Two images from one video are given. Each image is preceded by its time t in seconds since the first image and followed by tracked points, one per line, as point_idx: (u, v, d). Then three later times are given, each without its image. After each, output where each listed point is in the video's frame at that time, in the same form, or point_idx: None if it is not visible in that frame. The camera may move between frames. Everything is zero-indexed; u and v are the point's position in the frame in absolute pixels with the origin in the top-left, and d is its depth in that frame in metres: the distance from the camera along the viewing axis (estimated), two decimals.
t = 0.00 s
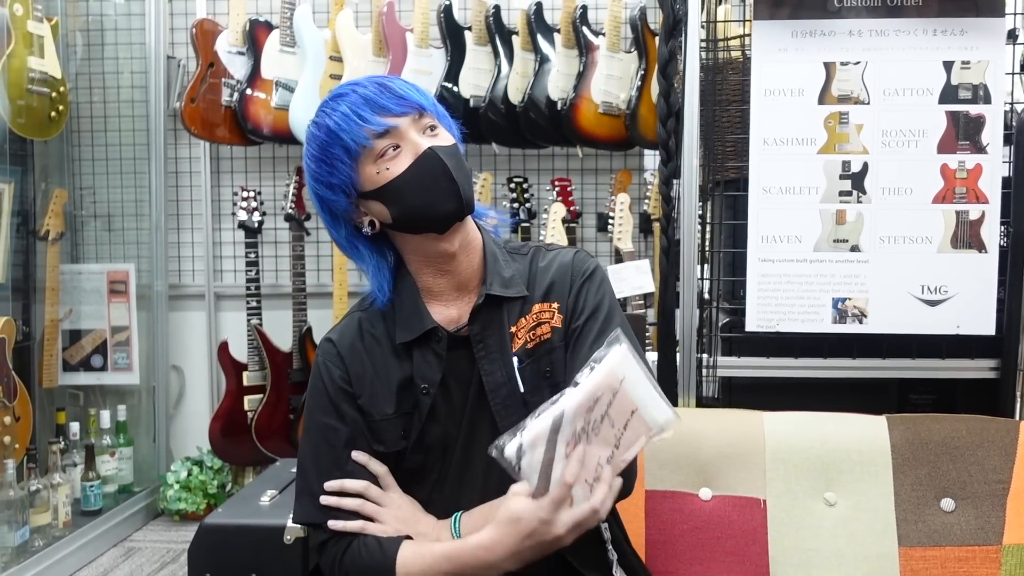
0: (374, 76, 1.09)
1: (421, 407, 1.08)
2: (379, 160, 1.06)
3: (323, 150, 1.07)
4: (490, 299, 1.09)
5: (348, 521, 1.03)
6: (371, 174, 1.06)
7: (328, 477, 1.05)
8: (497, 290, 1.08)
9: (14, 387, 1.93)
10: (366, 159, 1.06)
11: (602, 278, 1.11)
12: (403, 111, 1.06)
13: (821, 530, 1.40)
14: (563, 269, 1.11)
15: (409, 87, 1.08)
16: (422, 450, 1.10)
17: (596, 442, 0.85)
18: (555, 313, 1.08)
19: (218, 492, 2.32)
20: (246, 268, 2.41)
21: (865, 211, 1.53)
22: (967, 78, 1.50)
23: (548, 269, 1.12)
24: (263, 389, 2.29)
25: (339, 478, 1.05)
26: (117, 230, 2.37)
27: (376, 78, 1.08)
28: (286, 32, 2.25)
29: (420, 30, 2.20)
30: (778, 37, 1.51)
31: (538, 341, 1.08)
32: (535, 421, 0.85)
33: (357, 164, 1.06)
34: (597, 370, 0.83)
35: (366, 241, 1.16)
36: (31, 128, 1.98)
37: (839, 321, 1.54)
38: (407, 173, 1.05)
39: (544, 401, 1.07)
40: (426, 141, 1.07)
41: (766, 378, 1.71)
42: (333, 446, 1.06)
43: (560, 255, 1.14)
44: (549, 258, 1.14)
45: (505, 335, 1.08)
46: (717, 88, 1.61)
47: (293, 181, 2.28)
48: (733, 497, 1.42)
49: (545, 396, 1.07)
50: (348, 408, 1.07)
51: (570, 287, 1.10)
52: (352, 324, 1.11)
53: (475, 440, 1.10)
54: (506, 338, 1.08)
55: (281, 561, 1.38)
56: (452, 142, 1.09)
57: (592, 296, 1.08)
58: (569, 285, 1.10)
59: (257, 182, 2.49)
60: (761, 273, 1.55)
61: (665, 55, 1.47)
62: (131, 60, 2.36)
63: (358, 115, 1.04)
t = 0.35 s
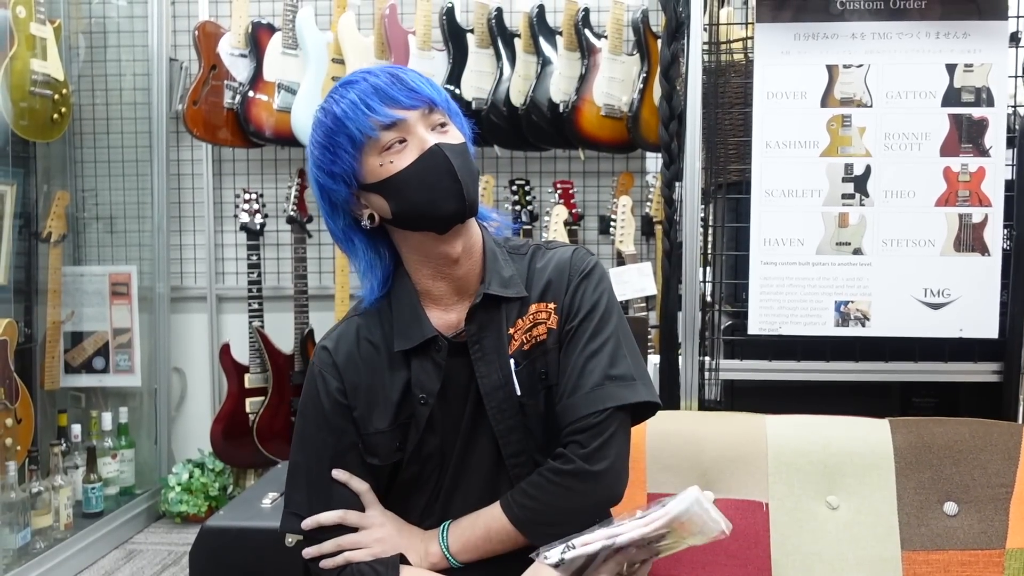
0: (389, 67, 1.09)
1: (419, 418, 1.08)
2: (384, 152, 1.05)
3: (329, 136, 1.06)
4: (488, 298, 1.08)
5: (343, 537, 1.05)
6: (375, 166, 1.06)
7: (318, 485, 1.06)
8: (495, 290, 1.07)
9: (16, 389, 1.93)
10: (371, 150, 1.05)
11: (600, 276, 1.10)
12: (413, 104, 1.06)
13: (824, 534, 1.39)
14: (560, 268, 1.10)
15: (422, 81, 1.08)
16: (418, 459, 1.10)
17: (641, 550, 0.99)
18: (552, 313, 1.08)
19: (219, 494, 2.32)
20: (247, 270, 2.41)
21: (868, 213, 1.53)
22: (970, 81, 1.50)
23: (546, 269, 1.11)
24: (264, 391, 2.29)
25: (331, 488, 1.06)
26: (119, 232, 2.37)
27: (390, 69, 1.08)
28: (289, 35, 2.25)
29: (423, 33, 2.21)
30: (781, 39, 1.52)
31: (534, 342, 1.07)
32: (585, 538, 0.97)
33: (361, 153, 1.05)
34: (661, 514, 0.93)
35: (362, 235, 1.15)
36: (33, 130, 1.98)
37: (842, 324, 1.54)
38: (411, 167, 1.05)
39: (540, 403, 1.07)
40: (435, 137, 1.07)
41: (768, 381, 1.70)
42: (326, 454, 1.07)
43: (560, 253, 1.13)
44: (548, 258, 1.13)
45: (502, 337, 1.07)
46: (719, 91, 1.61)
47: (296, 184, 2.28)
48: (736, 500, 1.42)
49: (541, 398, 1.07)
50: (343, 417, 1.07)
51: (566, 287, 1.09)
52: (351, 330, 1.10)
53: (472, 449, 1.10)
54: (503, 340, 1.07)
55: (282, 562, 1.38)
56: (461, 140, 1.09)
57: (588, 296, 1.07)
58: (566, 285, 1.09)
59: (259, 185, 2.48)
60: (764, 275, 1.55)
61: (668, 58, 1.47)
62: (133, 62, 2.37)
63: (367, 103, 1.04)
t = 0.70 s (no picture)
0: (401, 62, 1.08)
1: (429, 427, 1.07)
2: (394, 152, 1.05)
3: (338, 132, 1.06)
4: (504, 309, 1.08)
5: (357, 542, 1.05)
6: (385, 165, 1.06)
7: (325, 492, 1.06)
8: (512, 301, 1.07)
9: (17, 390, 1.93)
10: (381, 149, 1.05)
11: (625, 294, 1.12)
12: (425, 102, 1.05)
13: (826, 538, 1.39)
14: (589, 283, 1.11)
15: (435, 77, 1.08)
16: (426, 468, 1.10)
17: (662, 562, 0.98)
18: (579, 330, 1.09)
19: (221, 496, 2.32)
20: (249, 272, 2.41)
21: (870, 217, 1.52)
22: (972, 85, 1.50)
23: (572, 283, 1.11)
24: (266, 393, 2.29)
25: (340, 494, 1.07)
26: (121, 233, 2.38)
27: (402, 64, 1.07)
28: (291, 37, 2.25)
29: (425, 35, 2.21)
30: (783, 43, 1.52)
31: (557, 357, 1.08)
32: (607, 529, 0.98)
33: (371, 152, 1.06)
34: (687, 507, 0.98)
35: (369, 233, 1.15)
36: (35, 131, 1.99)
37: (844, 327, 1.54)
38: (422, 168, 1.05)
39: (555, 418, 1.09)
40: (447, 136, 1.07)
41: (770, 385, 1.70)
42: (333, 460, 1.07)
43: (582, 264, 1.13)
44: (572, 268, 1.13)
45: (522, 349, 1.07)
46: (722, 94, 1.60)
47: (297, 186, 2.28)
48: (738, 504, 1.42)
49: (557, 412, 1.09)
50: (351, 424, 1.07)
51: (597, 304, 1.10)
52: (358, 334, 1.09)
53: (482, 459, 1.11)
54: (523, 353, 1.08)
55: (284, 565, 1.38)
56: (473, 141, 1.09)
57: (619, 317, 1.10)
58: (595, 304, 1.10)
59: (261, 187, 2.49)
60: (766, 279, 1.54)
61: (671, 61, 1.49)
62: (136, 64, 2.37)
63: (379, 100, 1.03)
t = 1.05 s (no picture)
0: (447, 51, 1.11)
1: (444, 432, 1.08)
2: (433, 140, 1.07)
3: (379, 117, 1.08)
4: (528, 316, 1.10)
5: (364, 545, 1.06)
6: (423, 152, 1.08)
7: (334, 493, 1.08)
8: (535, 309, 1.09)
9: (19, 389, 1.94)
10: (420, 136, 1.07)
11: (649, 310, 1.15)
12: (467, 91, 1.07)
13: (828, 540, 1.39)
14: (614, 296, 1.14)
15: (480, 68, 1.10)
16: (436, 473, 1.11)
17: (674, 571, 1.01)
18: (602, 344, 1.11)
19: (222, 496, 2.32)
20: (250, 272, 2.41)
21: (873, 220, 1.52)
22: (976, 87, 1.50)
23: (599, 293, 1.14)
24: (267, 394, 2.29)
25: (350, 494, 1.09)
26: (123, 233, 2.38)
27: (448, 54, 1.10)
28: (294, 37, 2.25)
29: (427, 36, 2.22)
30: (787, 44, 1.51)
31: (578, 370, 1.11)
32: (623, 539, 1.01)
33: (409, 138, 1.08)
34: (701, 516, 1.03)
35: (397, 223, 1.17)
36: (38, 130, 1.99)
37: (846, 329, 1.54)
38: (460, 157, 1.06)
39: (571, 429, 1.12)
40: (488, 128, 1.09)
41: (771, 387, 1.70)
42: (344, 460, 1.08)
43: (607, 276, 1.16)
44: (597, 277, 1.16)
45: (543, 359, 1.10)
46: (725, 96, 1.60)
47: (300, 185, 2.28)
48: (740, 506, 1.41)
49: (574, 425, 1.12)
50: (364, 423, 1.08)
51: (621, 317, 1.13)
52: (375, 333, 1.09)
53: (496, 465, 1.13)
54: (543, 364, 1.10)
55: (284, 565, 1.38)
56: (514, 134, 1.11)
57: (643, 332, 1.13)
58: (619, 319, 1.13)
59: (263, 187, 2.49)
60: (768, 281, 1.54)
61: (673, 62, 1.50)
62: (139, 64, 2.37)
63: (422, 86, 1.06)
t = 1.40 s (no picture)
0: (486, 56, 1.08)
1: (462, 445, 1.12)
2: (464, 152, 1.06)
3: (410, 123, 1.07)
4: (557, 333, 1.12)
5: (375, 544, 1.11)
6: (451, 165, 1.07)
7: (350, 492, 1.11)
8: (565, 326, 1.11)
9: (20, 388, 1.94)
10: (449, 147, 1.06)
11: (682, 331, 1.15)
12: (503, 102, 1.05)
13: (829, 540, 1.39)
14: (646, 315, 1.14)
15: (519, 76, 1.07)
16: (454, 481, 1.15)
17: None
18: (631, 364, 1.13)
19: (223, 496, 2.32)
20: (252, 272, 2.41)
21: (874, 220, 1.52)
22: (978, 87, 1.50)
23: (631, 312, 1.14)
24: (268, 394, 2.29)
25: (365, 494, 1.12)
26: (125, 233, 2.38)
27: (487, 59, 1.07)
28: (296, 37, 2.25)
29: (429, 36, 2.22)
30: (788, 44, 1.52)
31: (604, 389, 1.13)
32: (650, 550, 1.06)
33: (438, 147, 1.06)
34: (727, 545, 1.08)
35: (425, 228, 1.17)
36: (41, 131, 1.99)
37: (848, 329, 1.53)
38: (488, 174, 1.05)
39: (594, 447, 1.15)
40: (521, 142, 1.07)
41: (773, 387, 1.70)
42: (362, 463, 1.11)
43: (641, 294, 1.16)
44: (632, 293, 1.17)
45: (570, 378, 1.12)
46: (727, 96, 1.60)
47: (301, 186, 2.28)
48: (741, 506, 1.41)
49: (596, 443, 1.14)
50: (384, 429, 1.11)
51: (653, 336, 1.14)
52: (398, 339, 1.12)
53: (516, 476, 1.17)
54: (570, 381, 1.12)
55: (285, 564, 1.38)
56: (549, 148, 1.09)
57: (675, 353, 1.14)
58: (650, 339, 1.14)
59: (265, 187, 2.49)
60: (770, 280, 1.54)
61: (675, 63, 1.46)
62: (141, 64, 2.37)
63: (456, 95, 1.04)
